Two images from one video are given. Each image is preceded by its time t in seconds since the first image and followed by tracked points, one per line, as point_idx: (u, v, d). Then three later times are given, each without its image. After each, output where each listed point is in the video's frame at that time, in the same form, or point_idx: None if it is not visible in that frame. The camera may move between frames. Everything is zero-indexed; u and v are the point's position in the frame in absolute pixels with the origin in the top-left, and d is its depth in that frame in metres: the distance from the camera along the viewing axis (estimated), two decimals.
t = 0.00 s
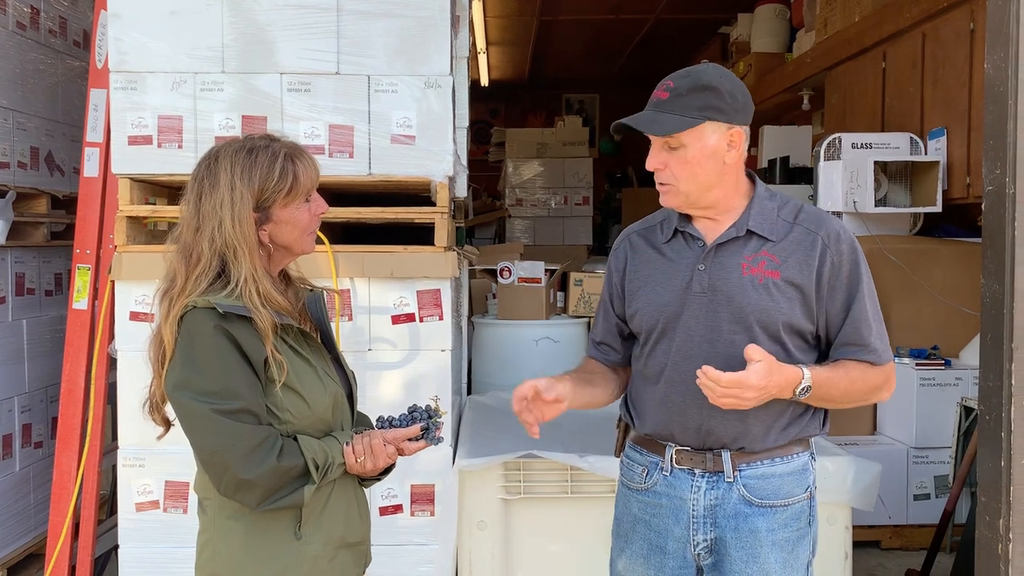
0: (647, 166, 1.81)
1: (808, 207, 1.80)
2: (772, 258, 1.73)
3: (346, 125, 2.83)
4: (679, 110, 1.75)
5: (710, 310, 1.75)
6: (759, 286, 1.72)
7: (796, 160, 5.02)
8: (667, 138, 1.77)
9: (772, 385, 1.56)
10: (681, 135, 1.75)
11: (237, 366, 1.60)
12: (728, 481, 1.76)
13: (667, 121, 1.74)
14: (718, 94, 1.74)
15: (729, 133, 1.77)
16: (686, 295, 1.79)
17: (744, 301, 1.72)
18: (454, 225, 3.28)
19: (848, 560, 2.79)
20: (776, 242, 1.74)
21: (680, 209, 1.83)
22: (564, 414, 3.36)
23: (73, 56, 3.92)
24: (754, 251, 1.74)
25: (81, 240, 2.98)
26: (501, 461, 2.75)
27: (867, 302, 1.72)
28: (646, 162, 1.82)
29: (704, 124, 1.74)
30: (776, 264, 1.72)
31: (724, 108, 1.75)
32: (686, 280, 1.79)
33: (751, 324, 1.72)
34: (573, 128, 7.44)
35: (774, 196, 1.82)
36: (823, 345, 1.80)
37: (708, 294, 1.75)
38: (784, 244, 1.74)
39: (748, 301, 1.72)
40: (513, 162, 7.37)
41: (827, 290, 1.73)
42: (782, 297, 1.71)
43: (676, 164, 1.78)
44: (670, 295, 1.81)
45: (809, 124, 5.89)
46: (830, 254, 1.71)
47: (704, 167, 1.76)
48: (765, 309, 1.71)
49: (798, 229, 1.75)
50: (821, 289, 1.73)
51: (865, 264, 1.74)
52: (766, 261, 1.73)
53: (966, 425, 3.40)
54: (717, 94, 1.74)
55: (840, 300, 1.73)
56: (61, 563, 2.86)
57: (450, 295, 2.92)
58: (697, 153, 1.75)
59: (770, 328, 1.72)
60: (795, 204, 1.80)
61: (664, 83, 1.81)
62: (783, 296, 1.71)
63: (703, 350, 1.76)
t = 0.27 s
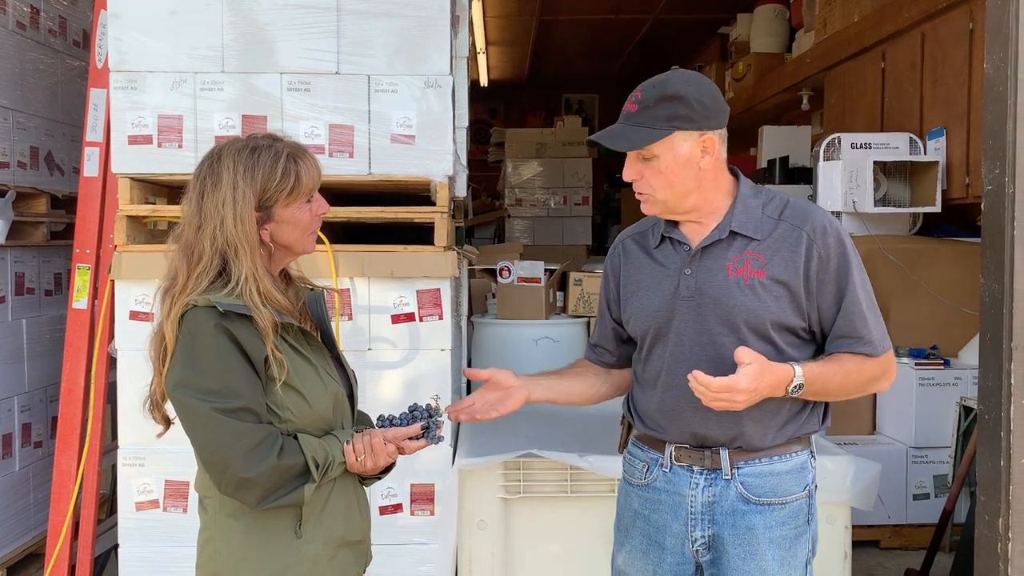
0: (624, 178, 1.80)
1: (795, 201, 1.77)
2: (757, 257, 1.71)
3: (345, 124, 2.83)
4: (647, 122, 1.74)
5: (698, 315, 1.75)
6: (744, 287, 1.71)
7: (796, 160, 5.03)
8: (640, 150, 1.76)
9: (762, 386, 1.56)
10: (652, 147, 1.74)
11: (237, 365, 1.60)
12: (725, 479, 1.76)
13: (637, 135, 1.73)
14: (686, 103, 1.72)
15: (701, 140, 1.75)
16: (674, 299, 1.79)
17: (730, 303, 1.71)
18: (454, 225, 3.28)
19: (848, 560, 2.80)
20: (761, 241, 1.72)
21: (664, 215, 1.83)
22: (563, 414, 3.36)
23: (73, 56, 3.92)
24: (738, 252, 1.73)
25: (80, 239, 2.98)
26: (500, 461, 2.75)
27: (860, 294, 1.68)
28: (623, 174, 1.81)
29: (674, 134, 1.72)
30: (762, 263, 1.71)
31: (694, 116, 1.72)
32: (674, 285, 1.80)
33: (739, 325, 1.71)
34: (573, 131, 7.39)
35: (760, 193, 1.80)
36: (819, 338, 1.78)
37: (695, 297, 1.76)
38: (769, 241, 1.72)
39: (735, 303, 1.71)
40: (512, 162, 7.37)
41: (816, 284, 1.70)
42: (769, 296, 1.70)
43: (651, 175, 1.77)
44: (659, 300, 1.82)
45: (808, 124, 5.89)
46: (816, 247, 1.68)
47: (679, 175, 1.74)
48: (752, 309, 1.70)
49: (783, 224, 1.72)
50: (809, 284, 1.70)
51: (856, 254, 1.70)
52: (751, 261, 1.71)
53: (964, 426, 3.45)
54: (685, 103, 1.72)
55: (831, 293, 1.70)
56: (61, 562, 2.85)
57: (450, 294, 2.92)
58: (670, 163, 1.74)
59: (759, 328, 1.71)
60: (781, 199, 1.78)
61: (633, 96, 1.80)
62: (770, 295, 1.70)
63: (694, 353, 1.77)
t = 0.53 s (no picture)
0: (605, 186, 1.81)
1: (778, 199, 1.77)
2: (743, 259, 1.71)
3: (344, 126, 2.83)
4: (625, 130, 1.74)
5: (687, 319, 1.76)
6: (731, 290, 1.71)
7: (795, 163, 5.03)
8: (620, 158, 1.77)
9: (746, 388, 1.56)
10: (630, 156, 1.74)
11: (234, 367, 1.60)
12: (722, 480, 1.76)
13: (614, 145, 1.73)
14: (662, 111, 1.72)
15: (679, 147, 1.75)
16: (664, 305, 1.79)
17: (718, 306, 1.72)
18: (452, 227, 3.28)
19: (846, 562, 2.80)
20: (745, 242, 1.72)
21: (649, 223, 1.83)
22: (562, 416, 3.36)
23: (72, 58, 3.92)
24: (724, 255, 1.73)
25: (79, 241, 2.98)
26: (499, 463, 2.76)
27: (846, 290, 1.67)
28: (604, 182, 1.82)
29: (652, 142, 1.73)
30: (748, 265, 1.71)
31: (671, 123, 1.72)
32: (663, 291, 1.80)
33: (729, 329, 1.72)
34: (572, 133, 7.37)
35: (742, 195, 1.80)
36: (810, 336, 1.77)
37: (683, 302, 1.76)
38: (753, 242, 1.72)
39: (723, 306, 1.71)
40: (512, 164, 7.36)
41: (801, 282, 1.69)
42: (756, 298, 1.70)
43: (632, 183, 1.77)
44: (649, 307, 1.82)
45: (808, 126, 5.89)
46: (800, 246, 1.68)
47: (659, 183, 1.75)
48: (740, 312, 1.70)
49: (766, 225, 1.72)
50: (796, 283, 1.69)
51: (840, 250, 1.69)
52: (737, 264, 1.72)
53: (963, 428, 3.47)
54: (662, 111, 1.72)
55: (817, 291, 1.69)
56: (59, 564, 2.85)
57: (449, 296, 2.92)
58: (649, 171, 1.74)
59: (748, 331, 1.71)
60: (765, 198, 1.78)
61: (611, 105, 1.80)
62: (757, 297, 1.70)
63: (685, 357, 1.77)
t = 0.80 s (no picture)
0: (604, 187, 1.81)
1: (775, 204, 1.77)
2: (740, 264, 1.72)
3: (344, 128, 2.84)
4: (625, 132, 1.74)
5: (685, 323, 1.76)
6: (729, 294, 1.71)
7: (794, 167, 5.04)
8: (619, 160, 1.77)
9: (741, 392, 1.56)
10: (630, 158, 1.74)
11: (231, 368, 1.60)
12: (718, 485, 1.77)
13: (614, 145, 1.73)
14: (663, 113, 1.72)
15: (679, 149, 1.75)
16: (661, 308, 1.79)
17: (715, 310, 1.72)
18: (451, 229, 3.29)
19: (843, 566, 2.80)
20: (743, 246, 1.73)
21: (647, 226, 1.83)
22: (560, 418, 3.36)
23: (73, 57, 3.93)
24: (721, 259, 1.74)
25: (79, 240, 2.99)
26: (497, 465, 2.77)
27: (842, 295, 1.68)
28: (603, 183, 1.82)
29: (652, 144, 1.73)
30: (745, 270, 1.71)
31: (671, 126, 1.72)
32: (660, 295, 1.80)
33: (726, 333, 1.72)
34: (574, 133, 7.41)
35: (740, 199, 1.81)
36: (806, 342, 1.77)
37: (681, 306, 1.76)
38: (751, 247, 1.72)
39: (720, 311, 1.72)
40: (512, 165, 7.36)
41: (798, 287, 1.70)
42: (753, 303, 1.70)
43: (630, 185, 1.78)
44: (647, 310, 1.82)
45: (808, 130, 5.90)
46: (797, 251, 1.69)
47: (659, 185, 1.75)
48: (737, 317, 1.71)
49: (763, 230, 1.73)
50: (793, 288, 1.70)
51: (836, 255, 1.70)
52: (734, 268, 1.72)
53: (962, 432, 3.46)
54: (662, 113, 1.72)
55: (813, 296, 1.69)
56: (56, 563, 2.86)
57: (447, 298, 2.93)
58: (649, 172, 1.74)
59: (746, 336, 1.72)
60: (762, 203, 1.78)
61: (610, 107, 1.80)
62: (754, 301, 1.70)
63: (683, 360, 1.77)
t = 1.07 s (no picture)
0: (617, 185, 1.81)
1: (788, 207, 1.77)
2: (752, 265, 1.72)
3: (350, 125, 2.84)
4: (640, 130, 1.74)
5: (694, 324, 1.76)
6: (739, 296, 1.71)
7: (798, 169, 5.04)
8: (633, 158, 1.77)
9: (747, 393, 1.56)
10: (645, 156, 1.74)
11: (237, 364, 1.60)
12: (723, 486, 1.76)
13: (629, 143, 1.74)
14: (680, 112, 1.72)
15: (694, 149, 1.75)
16: (671, 309, 1.79)
17: (724, 311, 1.72)
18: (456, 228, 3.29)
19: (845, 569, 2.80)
20: (754, 249, 1.73)
21: (657, 225, 1.83)
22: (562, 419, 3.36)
23: (79, 52, 3.93)
24: (733, 261, 1.74)
25: (83, 235, 2.99)
26: (500, 464, 2.77)
27: (852, 301, 1.68)
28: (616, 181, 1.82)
29: (667, 143, 1.73)
30: (756, 272, 1.71)
31: (687, 125, 1.72)
32: (670, 295, 1.80)
33: (735, 334, 1.72)
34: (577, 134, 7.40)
35: (753, 201, 1.81)
36: (814, 345, 1.77)
37: (691, 306, 1.76)
38: (762, 250, 1.72)
39: (730, 312, 1.72)
40: (515, 165, 7.36)
41: (809, 291, 1.70)
42: (763, 305, 1.70)
43: (644, 183, 1.78)
44: (655, 310, 1.82)
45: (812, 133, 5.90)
46: (808, 255, 1.69)
47: (672, 184, 1.75)
48: (746, 319, 1.71)
49: (776, 233, 1.73)
50: (803, 291, 1.70)
51: (848, 260, 1.70)
52: (745, 270, 1.72)
53: (963, 438, 3.46)
54: (678, 111, 1.72)
55: (824, 301, 1.69)
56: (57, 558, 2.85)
57: (451, 297, 2.93)
58: (663, 171, 1.74)
59: (754, 338, 1.72)
60: (775, 206, 1.78)
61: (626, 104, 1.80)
62: (764, 304, 1.70)
63: (689, 361, 1.77)
